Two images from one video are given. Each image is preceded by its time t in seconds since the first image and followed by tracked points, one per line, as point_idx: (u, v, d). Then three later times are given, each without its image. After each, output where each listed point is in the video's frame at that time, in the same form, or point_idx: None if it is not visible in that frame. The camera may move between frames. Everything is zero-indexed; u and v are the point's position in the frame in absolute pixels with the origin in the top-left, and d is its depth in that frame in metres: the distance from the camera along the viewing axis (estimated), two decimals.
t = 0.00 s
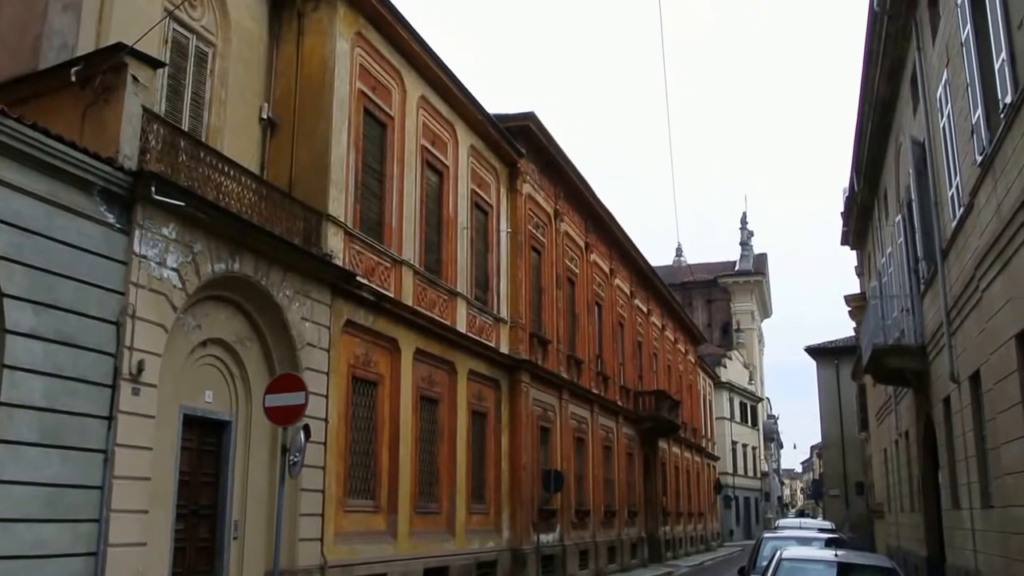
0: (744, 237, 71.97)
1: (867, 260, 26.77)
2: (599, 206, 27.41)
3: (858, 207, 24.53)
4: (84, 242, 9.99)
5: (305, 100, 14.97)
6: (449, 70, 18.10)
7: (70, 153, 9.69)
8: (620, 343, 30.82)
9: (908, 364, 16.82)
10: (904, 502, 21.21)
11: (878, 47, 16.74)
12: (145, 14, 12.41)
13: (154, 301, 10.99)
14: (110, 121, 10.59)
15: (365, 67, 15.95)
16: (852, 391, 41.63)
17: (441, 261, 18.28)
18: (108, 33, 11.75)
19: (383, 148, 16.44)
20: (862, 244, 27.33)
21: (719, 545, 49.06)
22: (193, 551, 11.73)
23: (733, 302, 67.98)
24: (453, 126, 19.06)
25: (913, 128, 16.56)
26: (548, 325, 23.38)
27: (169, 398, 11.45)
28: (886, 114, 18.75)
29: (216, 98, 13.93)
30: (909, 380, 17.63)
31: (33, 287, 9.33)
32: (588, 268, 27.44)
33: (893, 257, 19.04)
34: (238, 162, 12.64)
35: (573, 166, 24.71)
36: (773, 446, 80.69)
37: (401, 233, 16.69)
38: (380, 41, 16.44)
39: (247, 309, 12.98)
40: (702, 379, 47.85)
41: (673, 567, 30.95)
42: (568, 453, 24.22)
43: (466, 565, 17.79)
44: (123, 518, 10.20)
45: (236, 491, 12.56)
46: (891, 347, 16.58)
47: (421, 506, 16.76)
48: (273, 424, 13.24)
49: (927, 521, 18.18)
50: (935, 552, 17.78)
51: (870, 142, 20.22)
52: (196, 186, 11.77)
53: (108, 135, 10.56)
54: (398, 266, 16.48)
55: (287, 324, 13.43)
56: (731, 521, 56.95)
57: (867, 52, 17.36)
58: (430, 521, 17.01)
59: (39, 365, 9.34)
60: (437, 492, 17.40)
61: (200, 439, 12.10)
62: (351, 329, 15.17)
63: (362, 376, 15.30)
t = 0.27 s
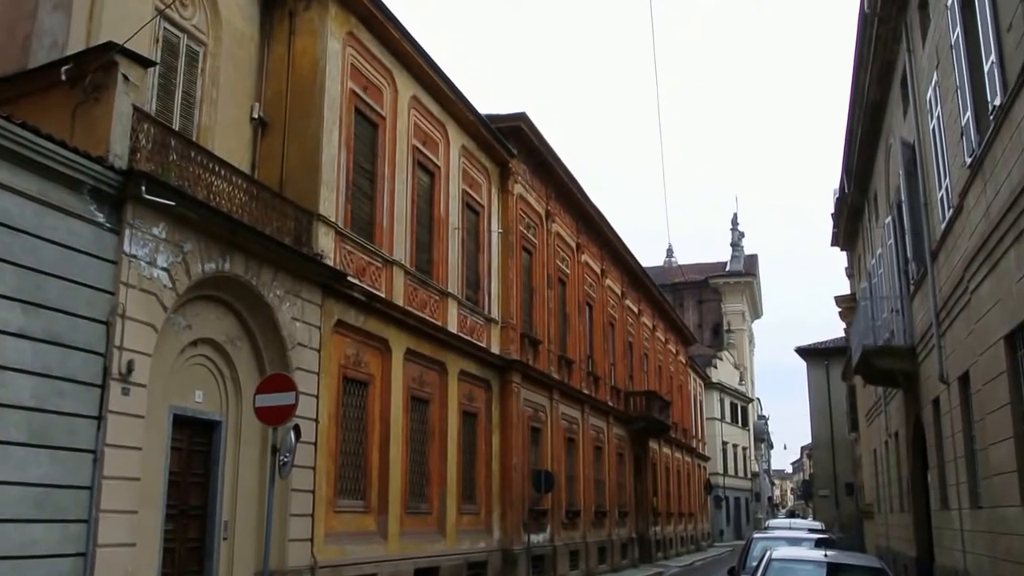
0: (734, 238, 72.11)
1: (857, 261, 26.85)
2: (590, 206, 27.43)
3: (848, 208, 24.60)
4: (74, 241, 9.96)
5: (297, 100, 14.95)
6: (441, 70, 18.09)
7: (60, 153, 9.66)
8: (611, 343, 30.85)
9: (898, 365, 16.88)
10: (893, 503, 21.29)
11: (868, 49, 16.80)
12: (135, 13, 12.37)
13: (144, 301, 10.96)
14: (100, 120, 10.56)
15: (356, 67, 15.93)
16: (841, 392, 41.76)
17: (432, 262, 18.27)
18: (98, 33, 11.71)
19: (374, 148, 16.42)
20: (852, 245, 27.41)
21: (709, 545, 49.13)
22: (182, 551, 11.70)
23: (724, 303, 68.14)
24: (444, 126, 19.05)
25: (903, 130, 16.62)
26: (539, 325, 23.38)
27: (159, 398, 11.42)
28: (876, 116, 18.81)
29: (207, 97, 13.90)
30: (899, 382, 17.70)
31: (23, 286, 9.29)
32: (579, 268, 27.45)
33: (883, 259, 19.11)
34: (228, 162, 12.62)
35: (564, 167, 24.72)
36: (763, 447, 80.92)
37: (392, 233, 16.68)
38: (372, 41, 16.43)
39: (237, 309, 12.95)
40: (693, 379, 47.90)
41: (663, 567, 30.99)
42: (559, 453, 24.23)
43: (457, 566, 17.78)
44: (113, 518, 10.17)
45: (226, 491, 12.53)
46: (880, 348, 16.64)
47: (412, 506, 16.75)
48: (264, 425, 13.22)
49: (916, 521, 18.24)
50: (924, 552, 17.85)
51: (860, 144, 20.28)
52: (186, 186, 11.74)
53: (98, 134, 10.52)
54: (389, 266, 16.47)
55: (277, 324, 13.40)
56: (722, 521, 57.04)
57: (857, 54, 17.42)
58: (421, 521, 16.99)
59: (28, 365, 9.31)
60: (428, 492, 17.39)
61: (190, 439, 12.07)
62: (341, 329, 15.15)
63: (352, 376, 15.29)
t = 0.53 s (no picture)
0: (725, 239, 72.24)
1: (847, 262, 26.91)
2: (582, 207, 27.45)
3: (838, 209, 24.67)
4: (64, 241, 9.93)
5: (288, 99, 14.93)
6: (432, 70, 18.09)
7: (50, 152, 9.63)
8: (602, 344, 30.87)
9: (887, 365, 16.94)
10: (882, 503, 21.35)
11: (859, 51, 16.85)
12: (126, 12, 12.33)
13: (134, 300, 10.93)
14: (90, 119, 10.52)
15: (347, 67, 15.92)
16: (831, 392, 41.88)
17: (423, 262, 18.26)
18: (89, 31, 11.68)
19: (365, 148, 16.41)
20: (842, 246, 27.48)
21: (699, 545, 49.17)
22: (172, 552, 11.67)
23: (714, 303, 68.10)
24: (435, 126, 19.04)
25: (893, 131, 16.67)
26: (530, 325, 23.38)
27: (149, 398, 11.38)
28: (867, 118, 18.86)
29: (198, 97, 13.86)
30: (888, 382, 17.75)
31: (12, 286, 9.26)
32: (570, 269, 27.47)
33: (873, 260, 19.18)
34: (219, 162, 12.59)
35: (555, 167, 24.73)
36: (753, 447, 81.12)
37: (383, 233, 16.66)
38: (363, 41, 16.42)
39: (228, 309, 12.92)
40: (683, 380, 47.95)
41: (653, 567, 31.02)
42: (549, 453, 24.24)
43: (447, 566, 17.77)
44: (102, 519, 10.14)
45: (215, 492, 12.50)
46: (870, 349, 16.70)
47: (402, 506, 16.73)
48: (254, 425, 13.19)
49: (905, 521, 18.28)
50: (913, 552, 17.91)
51: (850, 145, 20.34)
52: (177, 185, 11.71)
53: (88, 134, 10.48)
54: (380, 266, 16.46)
55: (267, 324, 13.38)
56: (712, 521, 57.12)
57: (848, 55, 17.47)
58: (411, 521, 16.98)
59: (18, 365, 9.27)
60: (418, 493, 17.38)
61: (179, 439, 12.04)
62: (332, 329, 15.13)
63: (343, 376, 15.27)
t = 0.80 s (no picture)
0: (716, 240, 72.37)
1: (837, 263, 26.98)
2: (573, 207, 27.46)
3: (828, 210, 24.74)
4: (53, 240, 9.89)
5: (279, 99, 14.91)
6: (424, 70, 18.08)
7: (40, 151, 9.60)
8: (593, 344, 30.89)
9: (877, 366, 16.99)
10: (872, 503, 21.42)
11: (849, 53, 16.90)
12: (116, 11, 12.29)
13: (124, 300, 10.90)
14: (80, 118, 10.48)
15: (339, 67, 15.91)
16: (821, 393, 41.98)
17: (413, 262, 18.25)
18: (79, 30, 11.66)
19: (356, 148, 16.39)
20: (833, 247, 27.54)
21: (690, 546, 49.26)
22: (161, 552, 11.64)
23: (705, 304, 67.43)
24: (426, 126, 19.03)
25: (883, 133, 16.73)
26: (521, 326, 23.39)
27: (139, 398, 11.36)
28: (857, 119, 18.92)
29: (189, 96, 13.82)
30: (878, 383, 17.81)
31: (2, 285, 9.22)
32: (561, 269, 27.49)
33: (863, 261, 19.24)
34: (209, 161, 12.56)
35: (547, 168, 24.74)
36: (743, 448, 81.30)
37: (374, 233, 16.65)
38: (355, 41, 16.41)
39: (218, 309, 12.90)
40: (674, 380, 48.01)
41: (644, 567, 31.07)
42: (540, 453, 24.25)
43: (438, 567, 17.77)
44: (91, 519, 10.11)
45: (205, 492, 12.47)
46: (860, 350, 16.75)
47: (393, 507, 16.72)
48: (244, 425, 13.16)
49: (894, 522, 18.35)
50: (902, 553, 17.97)
51: (841, 146, 20.40)
52: (167, 185, 11.68)
53: (78, 133, 10.44)
54: (371, 266, 16.44)
55: (258, 323, 13.36)
56: (702, 522, 57.21)
57: (838, 57, 17.53)
58: (401, 522, 16.97)
59: (7, 364, 9.24)
60: (409, 493, 17.37)
61: (169, 439, 12.01)
62: (322, 329, 15.11)
63: (333, 376, 15.25)
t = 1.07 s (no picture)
0: (707, 240, 72.50)
1: (827, 264, 27.06)
2: (564, 208, 27.47)
3: (819, 211, 24.81)
4: (43, 239, 9.85)
5: (270, 98, 14.88)
6: (415, 70, 18.07)
7: (30, 150, 9.56)
8: (584, 345, 30.91)
9: (867, 367, 17.04)
10: (861, 503, 21.47)
11: (840, 54, 16.95)
12: (107, 9, 12.24)
13: (113, 299, 10.87)
14: (70, 117, 10.44)
15: (330, 66, 15.89)
16: (811, 393, 42.09)
17: (404, 262, 18.24)
18: (69, 29, 11.63)
19: (347, 148, 16.38)
20: (823, 248, 27.62)
21: (680, 546, 49.33)
22: (150, 552, 11.61)
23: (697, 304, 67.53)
24: (418, 126, 19.02)
25: (873, 134, 16.78)
26: (512, 326, 23.39)
27: (128, 398, 11.32)
28: (847, 121, 18.98)
29: (179, 95, 13.78)
30: (867, 383, 17.86)
31: None
32: (552, 270, 27.50)
33: (853, 262, 19.29)
34: (200, 161, 12.53)
35: (538, 168, 24.75)
36: (734, 448, 81.44)
37: (365, 233, 16.63)
38: (346, 41, 16.39)
39: (208, 308, 12.86)
40: (664, 381, 48.07)
41: (634, 567, 31.09)
42: (531, 453, 24.25)
43: (428, 567, 17.76)
44: (80, 519, 10.08)
45: (195, 492, 12.44)
46: (850, 351, 16.80)
47: (383, 507, 16.71)
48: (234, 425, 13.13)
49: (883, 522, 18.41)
50: (891, 553, 18.03)
51: (831, 147, 20.46)
52: (157, 184, 11.65)
53: (68, 132, 10.40)
54: (362, 266, 16.43)
55: (248, 323, 13.33)
56: (693, 522, 57.30)
57: (829, 58, 17.59)
58: (392, 522, 16.96)
59: None
60: (399, 493, 17.36)
61: (159, 439, 11.98)
62: (313, 329, 15.09)
63: (324, 377, 15.23)
